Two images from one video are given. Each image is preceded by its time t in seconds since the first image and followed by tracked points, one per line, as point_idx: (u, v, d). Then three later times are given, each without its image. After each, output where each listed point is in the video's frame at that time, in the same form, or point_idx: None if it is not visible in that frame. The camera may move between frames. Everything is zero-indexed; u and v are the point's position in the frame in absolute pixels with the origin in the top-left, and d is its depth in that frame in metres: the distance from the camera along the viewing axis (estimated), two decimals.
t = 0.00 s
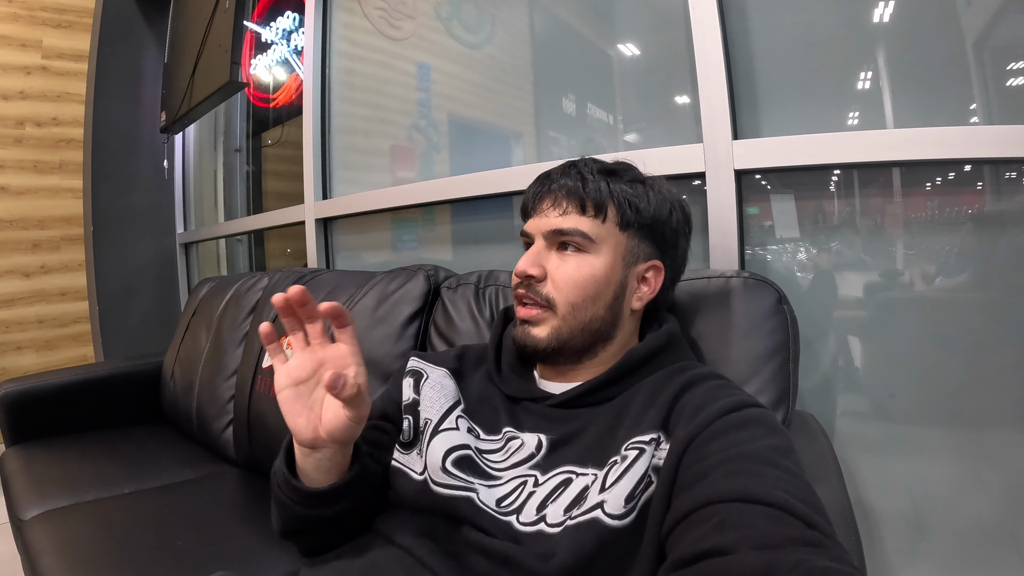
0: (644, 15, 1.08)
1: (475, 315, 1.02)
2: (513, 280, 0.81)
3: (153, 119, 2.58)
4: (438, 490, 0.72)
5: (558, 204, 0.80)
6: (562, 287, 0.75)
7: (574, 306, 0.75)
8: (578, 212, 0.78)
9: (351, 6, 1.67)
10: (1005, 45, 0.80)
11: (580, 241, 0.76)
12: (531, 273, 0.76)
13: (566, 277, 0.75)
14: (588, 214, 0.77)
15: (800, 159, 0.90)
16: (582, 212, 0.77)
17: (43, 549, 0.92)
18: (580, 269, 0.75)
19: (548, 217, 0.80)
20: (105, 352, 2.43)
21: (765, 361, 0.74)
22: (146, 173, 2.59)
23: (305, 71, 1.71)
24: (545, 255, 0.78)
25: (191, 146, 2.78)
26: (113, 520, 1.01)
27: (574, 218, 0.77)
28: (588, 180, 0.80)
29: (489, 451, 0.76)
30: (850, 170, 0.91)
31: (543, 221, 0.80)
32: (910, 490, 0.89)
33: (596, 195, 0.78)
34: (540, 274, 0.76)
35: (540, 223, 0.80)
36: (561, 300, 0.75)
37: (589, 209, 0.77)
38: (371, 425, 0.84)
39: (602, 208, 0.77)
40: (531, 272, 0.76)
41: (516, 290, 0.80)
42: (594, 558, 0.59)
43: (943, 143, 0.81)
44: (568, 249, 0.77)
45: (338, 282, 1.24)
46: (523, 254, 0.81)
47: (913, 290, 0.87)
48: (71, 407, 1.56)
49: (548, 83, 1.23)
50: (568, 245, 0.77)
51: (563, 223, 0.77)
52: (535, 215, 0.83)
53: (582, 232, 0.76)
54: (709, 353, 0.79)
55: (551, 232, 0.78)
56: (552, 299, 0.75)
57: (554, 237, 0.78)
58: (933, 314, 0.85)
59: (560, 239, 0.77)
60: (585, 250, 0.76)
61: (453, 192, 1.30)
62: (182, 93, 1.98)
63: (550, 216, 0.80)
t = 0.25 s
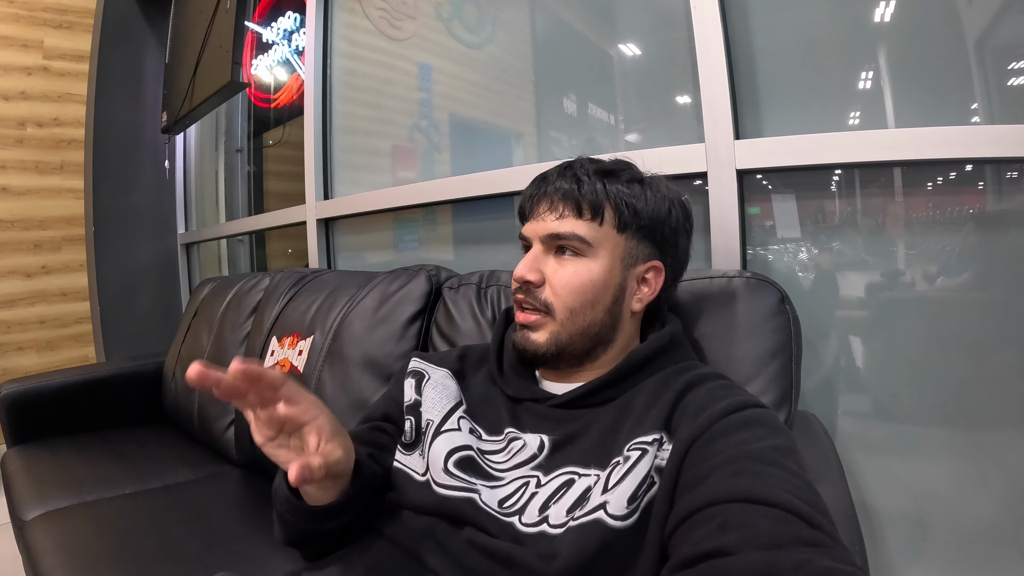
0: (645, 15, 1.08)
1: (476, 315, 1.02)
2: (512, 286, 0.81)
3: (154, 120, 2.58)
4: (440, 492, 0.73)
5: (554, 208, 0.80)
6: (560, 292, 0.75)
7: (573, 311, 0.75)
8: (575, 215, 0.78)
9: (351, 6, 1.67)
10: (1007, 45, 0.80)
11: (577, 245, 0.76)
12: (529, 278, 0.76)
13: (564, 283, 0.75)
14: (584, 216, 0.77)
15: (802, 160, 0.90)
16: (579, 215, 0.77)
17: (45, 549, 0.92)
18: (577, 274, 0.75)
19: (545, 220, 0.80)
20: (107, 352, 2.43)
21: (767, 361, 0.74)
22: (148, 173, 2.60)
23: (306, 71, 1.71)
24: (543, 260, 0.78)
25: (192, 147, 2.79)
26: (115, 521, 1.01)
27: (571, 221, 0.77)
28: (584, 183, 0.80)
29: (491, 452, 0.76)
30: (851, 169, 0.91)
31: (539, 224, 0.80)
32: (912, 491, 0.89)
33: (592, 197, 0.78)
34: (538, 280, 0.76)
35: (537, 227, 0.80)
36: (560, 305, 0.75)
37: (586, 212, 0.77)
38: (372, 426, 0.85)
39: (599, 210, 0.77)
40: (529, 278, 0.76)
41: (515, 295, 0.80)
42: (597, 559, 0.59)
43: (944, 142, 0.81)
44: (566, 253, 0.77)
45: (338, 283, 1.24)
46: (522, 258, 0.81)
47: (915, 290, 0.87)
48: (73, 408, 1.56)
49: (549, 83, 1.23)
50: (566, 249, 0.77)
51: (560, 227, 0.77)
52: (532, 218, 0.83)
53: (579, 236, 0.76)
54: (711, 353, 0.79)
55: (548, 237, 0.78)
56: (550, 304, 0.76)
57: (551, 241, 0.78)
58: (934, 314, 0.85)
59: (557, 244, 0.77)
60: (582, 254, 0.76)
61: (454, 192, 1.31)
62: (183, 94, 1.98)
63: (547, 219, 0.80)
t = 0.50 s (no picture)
0: (645, 15, 1.08)
1: (477, 315, 1.02)
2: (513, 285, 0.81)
3: (154, 121, 2.58)
4: (440, 490, 0.73)
5: (556, 207, 0.80)
6: (561, 290, 0.75)
7: (574, 310, 0.75)
8: (576, 214, 0.77)
9: (352, 7, 1.67)
10: (1008, 44, 0.80)
11: (578, 244, 0.76)
12: (530, 277, 0.76)
13: (565, 281, 0.75)
14: (586, 216, 0.77)
15: (803, 159, 0.90)
16: (580, 214, 0.77)
17: (47, 549, 0.92)
18: (578, 273, 0.75)
19: (547, 219, 0.80)
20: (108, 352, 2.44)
21: (768, 360, 0.74)
22: (149, 173, 2.60)
23: (307, 71, 1.72)
24: (544, 259, 0.78)
25: (193, 147, 2.79)
26: (117, 520, 1.01)
27: (572, 220, 0.77)
28: (586, 182, 0.80)
29: (491, 450, 0.76)
30: (852, 169, 0.91)
31: (541, 223, 0.80)
32: (914, 491, 0.88)
33: (593, 196, 0.78)
34: (539, 278, 0.76)
35: (539, 226, 0.80)
36: (561, 304, 0.75)
37: (587, 210, 0.77)
38: (373, 426, 0.85)
39: (600, 209, 0.77)
40: (530, 277, 0.76)
41: (516, 294, 0.80)
42: (599, 558, 0.59)
43: (946, 142, 0.81)
44: (568, 252, 0.77)
45: (339, 283, 1.24)
46: (523, 258, 0.81)
47: (916, 290, 0.87)
48: (75, 408, 1.56)
49: (550, 83, 1.23)
50: (568, 248, 0.77)
51: (561, 226, 0.77)
52: (534, 217, 0.83)
53: (581, 235, 0.76)
54: (712, 352, 0.79)
55: (550, 236, 0.78)
56: (552, 302, 0.75)
57: (553, 240, 0.78)
58: (936, 313, 0.85)
59: (559, 243, 0.77)
60: (583, 253, 0.76)
61: (455, 192, 1.31)
62: (184, 94, 1.99)
63: (548, 218, 0.80)
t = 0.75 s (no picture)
0: (647, 15, 1.08)
1: (478, 314, 1.02)
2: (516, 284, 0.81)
3: (156, 121, 2.59)
4: (440, 488, 0.72)
5: (560, 207, 0.80)
6: (564, 290, 0.75)
7: (576, 309, 0.75)
8: (580, 214, 0.77)
9: (353, 7, 1.67)
10: (1009, 44, 0.79)
11: (582, 244, 0.76)
12: (533, 276, 0.76)
13: (568, 281, 0.75)
14: (589, 216, 0.77)
15: (804, 159, 0.90)
16: (584, 214, 0.77)
17: (48, 548, 0.92)
18: (582, 273, 0.75)
19: (550, 219, 0.80)
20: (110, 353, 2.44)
21: (768, 360, 0.74)
22: (150, 174, 2.60)
23: (308, 72, 1.72)
24: (547, 259, 0.78)
25: (194, 148, 2.79)
26: (117, 520, 1.01)
27: (576, 220, 0.77)
28: (590, 182, 0.80)
29: (490, 447, 0.76)
30: (853, 169, 0.91)
31: (545, 223, 0.80)
32: (914, 490, 0.88)
33: (598, 196, 0.78)
34: (542, 278, 0.76)
35: (542, 225, 0.80)
36: (564, 304, 0.75)
37: (591, 211, 0.77)
38: (372, 423, 0.85)
39: (604, 210, 0.77)
40: (533, 276, 0.76)
41: (518, 293, 0.80)
42: (598, 557, 0.59)
43: (947, 141, 0.80)
44: (571, 252, 0.77)
45: (340, 283, 1.24)
46: (526, 257, 0.81)
47: (917, 289, 0.86)
48: (76, 408, 1.56)
49: (550, 83, 1.23)
50: (571, 248, 0.77)
51: (565, 226, 0.77)
52: (537, 217, 0.83)
53: (584, 234, 0.76)
54: (712, 352, 0.79)
55: (554, 235, 0.78)
56: (554, 302, 0.75)
57: (556, 240, 0.78)
58: (937, 313, 0.85)
59: (562, 243, 0.77)
60: (586, 253, 0.76)
61: (456, 193, 1.31)
62: (185, 95, 1.99)
63: (552, 218, 0.80)
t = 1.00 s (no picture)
0: (648, 14, 1.08)
1: (478, 315, 1.02)
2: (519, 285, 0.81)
3: (156, 122, 2.59)
4: (438, 489, 0.72)
5: (564, 208, 0.80)
6: (569, 291, 0.75)
7: (582, 310, 0.75)
8: (585, 215, 0.77)
9: (354, 7, 1.67)
10: (1010, 43, 0.79)
11: (587, 245, 0.76)
12: (538, 277, 0.76)
13: (574, 282, 0.75)
14: (594, 217, 0.77)
15: (805, 160, 0.90)
16: (589, 215, 0.77)
17: (48, 549, 0.92)
18: (587, 274, 0.75)
19: (555, 220, 0.80)
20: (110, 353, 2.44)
21: (768, 361, 0.74)
22: (150, 174, 2.60)
23: (308, 72, 1.72)
24: (552, 259, 0.78)
25: (194, 148, 2.79)
26: (117, 522, 1.01)
27: (581, 221, 0.77)
28: (595, 183, 0.80)
29: (490, 449, 0.76)
30: (854, 169, 0.90)
31: (549, 224, 0.80)
32: (915, 490, 0.88)
33: (603, 198, 0.78)
34: (547, 279, 0.76)
35: (547, 227, 0.80)
36: (569, 305, 0.75)
37: (597, 212, 0.77)
38: (371, 426, 0.86)
39: (610, 211, 0.77)
40: (538, 277, 0.76)
41: (522, 294, 0.80)
42: (597, 558, 0.59)
43: (947, 141, 0.80)
44: (576, 253, 0.77)
45: (341, 283, 1.24)
46: (529, 258, 0.81)
47: (917, 290, 0.86)
48: (76, 409, 1.56)
49: (551, 83, 1.23)
50: (576, 249, 0.77)
51: (571, 227, 0.77)
52: (541, 217, 0.83)
53: (590, 236, 0.76)
54: (712, 353, 0.79)
55: (558, 236, 0.78)
56: (560, 303, 0.75)
57: (561, 241, 0.78)
58: (937, 313, 0.85)
59: (567, 244, 0.77)
60: (592, 255, 0.76)
61: (456, 193, 1.31)
62: (186, 95, 1.99)
63: (557, 219, 0.80)
